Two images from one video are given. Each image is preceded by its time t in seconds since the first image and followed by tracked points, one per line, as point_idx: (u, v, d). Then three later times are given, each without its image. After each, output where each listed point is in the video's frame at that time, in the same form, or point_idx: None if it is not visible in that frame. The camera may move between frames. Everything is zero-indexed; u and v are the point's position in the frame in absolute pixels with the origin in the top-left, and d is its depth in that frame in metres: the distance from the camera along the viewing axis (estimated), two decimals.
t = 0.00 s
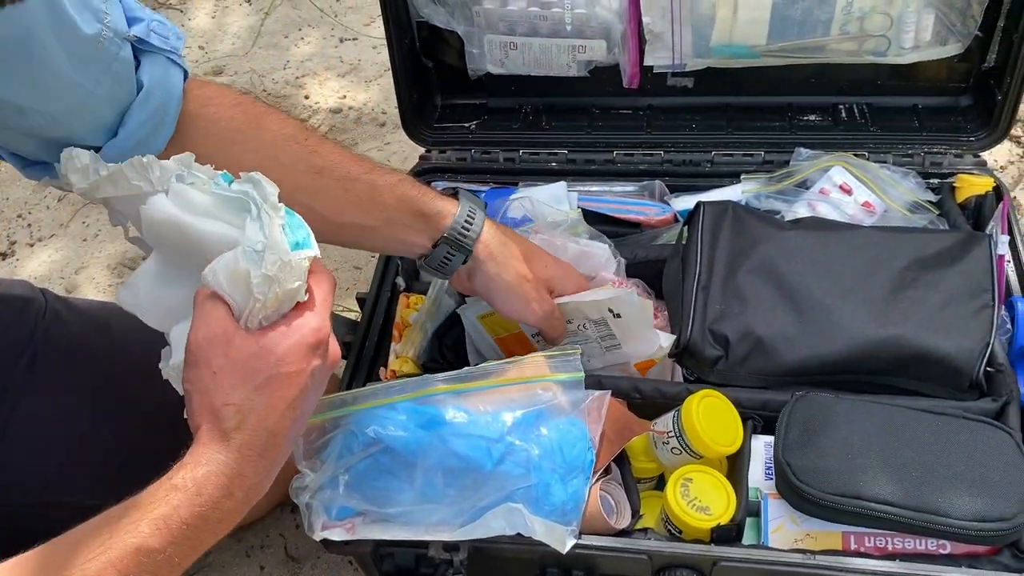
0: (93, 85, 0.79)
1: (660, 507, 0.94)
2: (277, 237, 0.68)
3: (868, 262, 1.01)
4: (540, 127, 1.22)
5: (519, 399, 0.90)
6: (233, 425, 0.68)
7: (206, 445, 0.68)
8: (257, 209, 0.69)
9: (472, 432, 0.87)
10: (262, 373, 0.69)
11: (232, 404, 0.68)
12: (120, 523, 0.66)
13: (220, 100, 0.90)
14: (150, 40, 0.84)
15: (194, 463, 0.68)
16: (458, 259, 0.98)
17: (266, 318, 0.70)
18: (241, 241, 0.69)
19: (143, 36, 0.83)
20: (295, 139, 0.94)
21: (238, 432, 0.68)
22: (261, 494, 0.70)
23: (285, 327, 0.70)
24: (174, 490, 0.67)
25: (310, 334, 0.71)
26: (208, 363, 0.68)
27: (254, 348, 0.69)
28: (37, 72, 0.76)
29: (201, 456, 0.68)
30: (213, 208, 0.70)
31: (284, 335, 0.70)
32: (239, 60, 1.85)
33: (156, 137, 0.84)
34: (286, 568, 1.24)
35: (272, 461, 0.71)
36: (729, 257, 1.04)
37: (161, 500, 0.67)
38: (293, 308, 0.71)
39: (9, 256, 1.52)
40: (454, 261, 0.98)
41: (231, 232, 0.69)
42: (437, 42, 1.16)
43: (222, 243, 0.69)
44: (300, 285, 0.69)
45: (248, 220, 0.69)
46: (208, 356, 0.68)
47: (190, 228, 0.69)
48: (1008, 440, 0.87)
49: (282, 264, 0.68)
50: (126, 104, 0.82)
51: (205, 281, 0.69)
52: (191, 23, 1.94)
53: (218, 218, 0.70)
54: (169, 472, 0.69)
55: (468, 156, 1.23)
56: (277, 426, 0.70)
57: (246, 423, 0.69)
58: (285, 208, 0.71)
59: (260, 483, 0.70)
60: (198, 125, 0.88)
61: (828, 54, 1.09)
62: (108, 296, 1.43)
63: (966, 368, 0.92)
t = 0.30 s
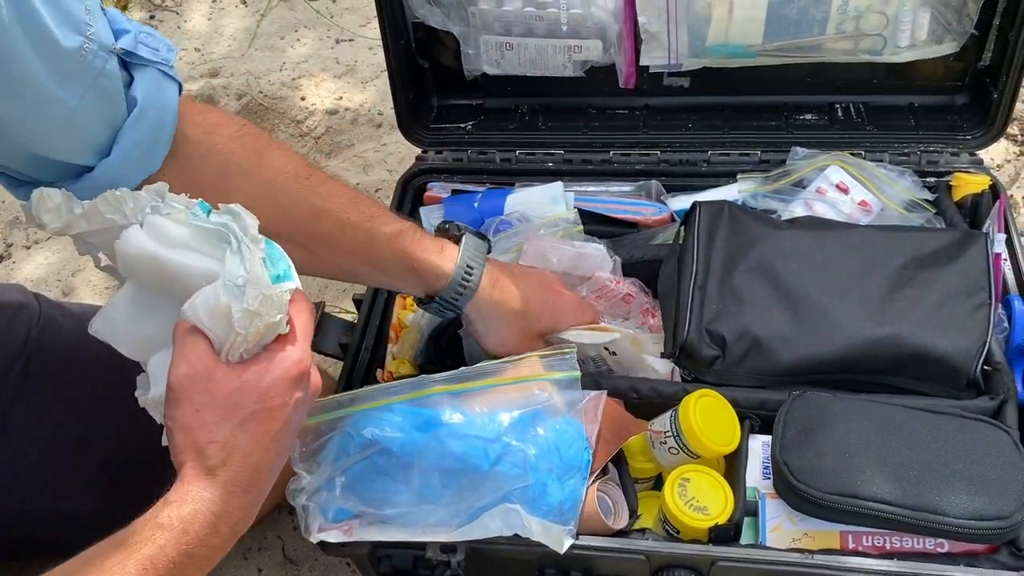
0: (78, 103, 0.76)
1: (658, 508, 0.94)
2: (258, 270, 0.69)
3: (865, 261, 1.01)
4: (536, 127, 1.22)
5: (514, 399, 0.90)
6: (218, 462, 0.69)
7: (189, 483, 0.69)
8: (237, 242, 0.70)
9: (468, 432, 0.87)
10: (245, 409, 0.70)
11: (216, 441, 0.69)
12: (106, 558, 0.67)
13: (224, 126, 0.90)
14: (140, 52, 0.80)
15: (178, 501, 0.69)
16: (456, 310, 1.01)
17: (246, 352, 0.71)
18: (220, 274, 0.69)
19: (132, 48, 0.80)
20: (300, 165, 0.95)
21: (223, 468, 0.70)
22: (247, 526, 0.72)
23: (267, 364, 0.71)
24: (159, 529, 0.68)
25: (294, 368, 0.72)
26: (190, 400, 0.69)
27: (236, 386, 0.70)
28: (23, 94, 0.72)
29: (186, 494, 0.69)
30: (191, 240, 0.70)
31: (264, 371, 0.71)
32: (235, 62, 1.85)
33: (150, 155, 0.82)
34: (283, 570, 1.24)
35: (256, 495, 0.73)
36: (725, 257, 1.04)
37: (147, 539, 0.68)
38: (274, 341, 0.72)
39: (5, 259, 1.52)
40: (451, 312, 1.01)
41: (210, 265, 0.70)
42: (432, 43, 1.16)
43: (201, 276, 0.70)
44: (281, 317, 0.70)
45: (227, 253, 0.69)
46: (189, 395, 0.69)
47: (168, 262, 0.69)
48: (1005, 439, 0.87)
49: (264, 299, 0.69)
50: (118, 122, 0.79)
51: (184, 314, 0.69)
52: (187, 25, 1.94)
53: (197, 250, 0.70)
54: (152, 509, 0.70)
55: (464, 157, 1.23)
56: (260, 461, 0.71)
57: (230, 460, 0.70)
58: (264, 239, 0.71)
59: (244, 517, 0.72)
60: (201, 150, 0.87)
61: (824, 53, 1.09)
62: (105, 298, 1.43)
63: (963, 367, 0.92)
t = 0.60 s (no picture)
0: (100, 94, 0.68)
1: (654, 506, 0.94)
2: (248, 277, 0.69)
3: (860, 258, 1.01)
4: (531, 127, 1.22)
5: (507, 400, 0.90)
6: (207, 470, 0.70)
7: (177, 491, 0.70)
8: (228, 247, 0.71)
9: (461, 432, 0.87)
10: (233, 417, 0.71)
11: (205, 449, 0.70)
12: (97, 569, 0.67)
13: (274, 126, 0.83)
14: (173, 40, 0.72)
15: (167, 510, 0.69)
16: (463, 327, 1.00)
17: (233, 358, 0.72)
18: (209, 279, 0.70)
19: (163, 36, 0.71)
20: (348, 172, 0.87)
21: (212, 476, 0.70)
22: (235, 532, 0.73)
23: (256, 371, 0.72)
24: (148, 538, 0.68)
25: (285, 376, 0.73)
26: (180, 409, 0.69)
27: (226, 395, 0.71)
28: (37, 79, 0.65)
29: (175, 503, 0.69)
30: (179, 245, 0.71)
31: (253, 378, 0.72)
32: (231, 62, 1.85)
33: (186, 149, 0.74)
34: (279, 570, 1.24)
35: (244, 502, 0.73)
36: (720, 256, 1.03)
37: (136, 548, 0.68)
38: (263, 347, 0.73)
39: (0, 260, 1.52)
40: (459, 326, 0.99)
41: (199, 269, 0.70)
42: (427, 42, 1.16)
43: (189, 280, 0.70)
44: (271, 323, 0.71)
45: (217, 258, 0.70)
46: (178, 405, 0.69)
47: (155, 265, 0.70)
48: (1000, 435, 0.87)
49: (254, 305, 0.70)
50: (149, 114, 0.72)
51: (172, 318, 0.70)
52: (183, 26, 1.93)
53: (185, 254, 0.71)
54: (140, 517, 0.70)
55: (459, 156, 1.22)
56: (249, 468, 0.72)
57: (219, 468, 0.70)
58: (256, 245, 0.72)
59: (233, 524, 0.73)
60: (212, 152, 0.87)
61: (818, 51, 1.09)
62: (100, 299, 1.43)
63: (958, 364, 0.92)
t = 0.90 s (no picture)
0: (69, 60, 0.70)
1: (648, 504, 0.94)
2: (246, 276, 0.69)
3: (854, 255, 1.01)
4: (527, 124, 1.22)
5: (502, 397, 0.90)
6: (206, 469, 0.70)
7: (177, 490, 0.70)
8: (223, 246, 0.70)
9: (456, 430, 0.87)
10: (230, 416, 0.71)
11: (204, 449, 0.70)
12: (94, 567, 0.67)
13: (210, 70, 0.82)
14: (130, 5, 0.72)
15: (167, 508, 0.70)
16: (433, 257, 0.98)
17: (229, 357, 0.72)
18: (206, 279, 0.70)
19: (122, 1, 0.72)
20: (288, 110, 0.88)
21: (211, 475, 0.71)
22: (233, 528, 0.74)
23: (252, 369, 0.73)
24: (149, 536, 0.69)
25: (281, 374, 0.73)
26: (177, 408, 0.69)
27: (223, 394, 0.71)
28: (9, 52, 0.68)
29: (175, 501, 0.70)
30: (174, 244, 0.71)
31: (249, 377, 0.72)
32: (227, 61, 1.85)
33: (142, 110, 0.75)
34: (275, 569, 1.24)
35: (241, 499, 0.73)
36: (714, 253, 1.04)
37: (136, 547, 0.68)
38: (258, 346, 0.73)
39: None
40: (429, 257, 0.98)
41: (195, 269, 0.70)
42: (421, 41, 1.16)
43: (184, 280, 0.70)
44: (267, 322, 0.71)
45: (213, 258, 0.70)
46: (175, 404, 0.69)
47: (151, 265, 0.70)
48: (994, 431, 0.87)
49: (251, 305, 0.69)
50: (109, 77, 0.73)
51: (168, 319, 0.69)
52: (179, 26, 1.93)
53: (181, 254, 0.71)
54: (140, 515, 0.70)
55: (454, 154, 1.22)
56: (247, 466, 0.73)
57: (218, 467, 0.71)
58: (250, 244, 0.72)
59: (232, 520, 0.73)
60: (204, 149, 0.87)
61: (812, 49, 1.09)
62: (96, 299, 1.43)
63: (952, 360, 0.92)
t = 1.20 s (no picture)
0: (92, 78, 0.67)
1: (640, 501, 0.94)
2: (245, 278, 0.69)
3: (845, 253, 1.01)
4: (520, 123, 1.22)
5: (496, 395, 0.90)
6: (204, 467, 0.70)
7: (173, 488, 0.70)
8: (223, 249, 0.70)
9: (449, 427, 0.87)
10: (225, 415, 0.71)
11: (200, 447, 0.70)
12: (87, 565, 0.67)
13: (268, 120, 0.81)
14: (167, 28, 0.70)
15: (163, 506, 0.70)
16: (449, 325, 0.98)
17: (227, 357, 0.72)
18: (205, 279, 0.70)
19: (157, 23, 0.70)
20: (339, 169, 0.85)
21: (208, 473, 0.71)
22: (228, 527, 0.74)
23: (247, 369, 0.72)
24: (146, 533, 0.69)
25: (277, 373, 0.73)
26: (175, 407, 0.69)
27: (220, 393, 0.71)
28: (30, 65, 0.65)
29: (172, 499, 0.70)
30: (176, 245, 0.70)
31: (243, 375, 0.72)
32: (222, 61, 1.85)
33: (175, 138, 0.73)
34: (268, 567, 1.24)
35: (234, 498, 0.73)
36: (706, 252, 1.04)
37: (133, 543, 0.69)
38: (255, 346, 0.73)
39: None
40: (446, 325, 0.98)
41: (195, 270, 0.70)
42: (414, 39, 1.16)
43: (184, 280, 0.70)
44: (265, 323, 0.71)
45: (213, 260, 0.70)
46: (172, 403, 0.69)
47: (151, 265, 0.70)
48: (984, 429, 0.87)
49: (249, 307, 0.70)
50: (140, 102, 0.71)
51: (168, 318, 0.69)
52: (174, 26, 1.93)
53: (181, 255, 0.71)
54: (135, 514, 0.70)
55: (448, 154, 1.23)
56: (244, 463, 0.73)
57: (215, 465, 0.71)
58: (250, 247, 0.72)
59: (227, 519, 0.74)
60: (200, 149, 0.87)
61: (804, 47, 1.10)
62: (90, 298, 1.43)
63: (942, 358, 0.92)
